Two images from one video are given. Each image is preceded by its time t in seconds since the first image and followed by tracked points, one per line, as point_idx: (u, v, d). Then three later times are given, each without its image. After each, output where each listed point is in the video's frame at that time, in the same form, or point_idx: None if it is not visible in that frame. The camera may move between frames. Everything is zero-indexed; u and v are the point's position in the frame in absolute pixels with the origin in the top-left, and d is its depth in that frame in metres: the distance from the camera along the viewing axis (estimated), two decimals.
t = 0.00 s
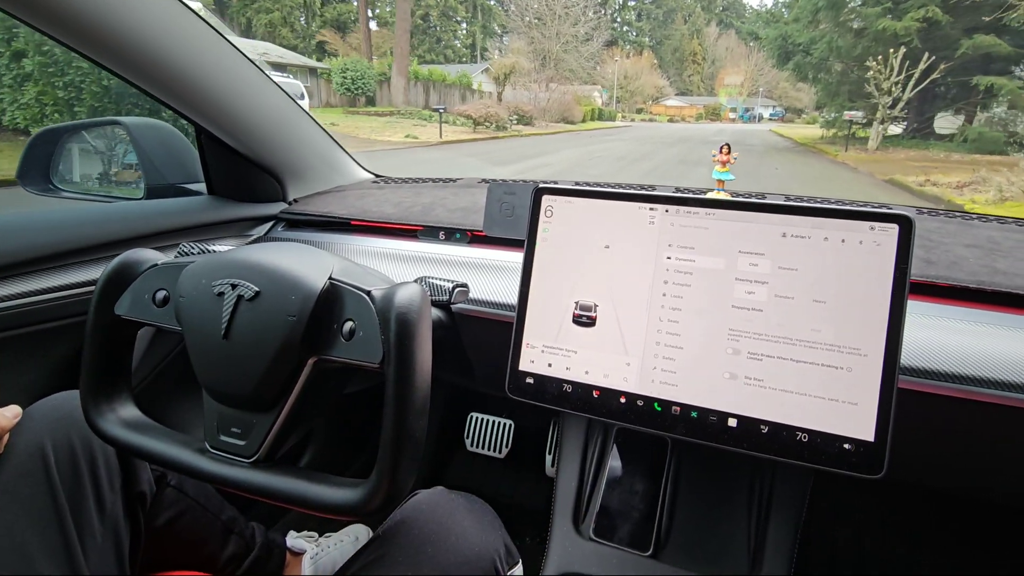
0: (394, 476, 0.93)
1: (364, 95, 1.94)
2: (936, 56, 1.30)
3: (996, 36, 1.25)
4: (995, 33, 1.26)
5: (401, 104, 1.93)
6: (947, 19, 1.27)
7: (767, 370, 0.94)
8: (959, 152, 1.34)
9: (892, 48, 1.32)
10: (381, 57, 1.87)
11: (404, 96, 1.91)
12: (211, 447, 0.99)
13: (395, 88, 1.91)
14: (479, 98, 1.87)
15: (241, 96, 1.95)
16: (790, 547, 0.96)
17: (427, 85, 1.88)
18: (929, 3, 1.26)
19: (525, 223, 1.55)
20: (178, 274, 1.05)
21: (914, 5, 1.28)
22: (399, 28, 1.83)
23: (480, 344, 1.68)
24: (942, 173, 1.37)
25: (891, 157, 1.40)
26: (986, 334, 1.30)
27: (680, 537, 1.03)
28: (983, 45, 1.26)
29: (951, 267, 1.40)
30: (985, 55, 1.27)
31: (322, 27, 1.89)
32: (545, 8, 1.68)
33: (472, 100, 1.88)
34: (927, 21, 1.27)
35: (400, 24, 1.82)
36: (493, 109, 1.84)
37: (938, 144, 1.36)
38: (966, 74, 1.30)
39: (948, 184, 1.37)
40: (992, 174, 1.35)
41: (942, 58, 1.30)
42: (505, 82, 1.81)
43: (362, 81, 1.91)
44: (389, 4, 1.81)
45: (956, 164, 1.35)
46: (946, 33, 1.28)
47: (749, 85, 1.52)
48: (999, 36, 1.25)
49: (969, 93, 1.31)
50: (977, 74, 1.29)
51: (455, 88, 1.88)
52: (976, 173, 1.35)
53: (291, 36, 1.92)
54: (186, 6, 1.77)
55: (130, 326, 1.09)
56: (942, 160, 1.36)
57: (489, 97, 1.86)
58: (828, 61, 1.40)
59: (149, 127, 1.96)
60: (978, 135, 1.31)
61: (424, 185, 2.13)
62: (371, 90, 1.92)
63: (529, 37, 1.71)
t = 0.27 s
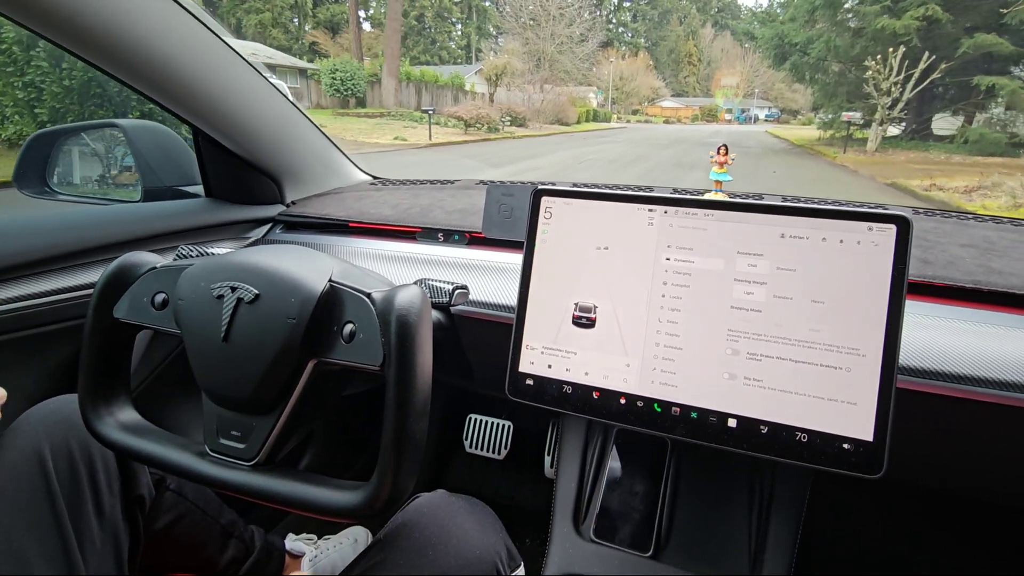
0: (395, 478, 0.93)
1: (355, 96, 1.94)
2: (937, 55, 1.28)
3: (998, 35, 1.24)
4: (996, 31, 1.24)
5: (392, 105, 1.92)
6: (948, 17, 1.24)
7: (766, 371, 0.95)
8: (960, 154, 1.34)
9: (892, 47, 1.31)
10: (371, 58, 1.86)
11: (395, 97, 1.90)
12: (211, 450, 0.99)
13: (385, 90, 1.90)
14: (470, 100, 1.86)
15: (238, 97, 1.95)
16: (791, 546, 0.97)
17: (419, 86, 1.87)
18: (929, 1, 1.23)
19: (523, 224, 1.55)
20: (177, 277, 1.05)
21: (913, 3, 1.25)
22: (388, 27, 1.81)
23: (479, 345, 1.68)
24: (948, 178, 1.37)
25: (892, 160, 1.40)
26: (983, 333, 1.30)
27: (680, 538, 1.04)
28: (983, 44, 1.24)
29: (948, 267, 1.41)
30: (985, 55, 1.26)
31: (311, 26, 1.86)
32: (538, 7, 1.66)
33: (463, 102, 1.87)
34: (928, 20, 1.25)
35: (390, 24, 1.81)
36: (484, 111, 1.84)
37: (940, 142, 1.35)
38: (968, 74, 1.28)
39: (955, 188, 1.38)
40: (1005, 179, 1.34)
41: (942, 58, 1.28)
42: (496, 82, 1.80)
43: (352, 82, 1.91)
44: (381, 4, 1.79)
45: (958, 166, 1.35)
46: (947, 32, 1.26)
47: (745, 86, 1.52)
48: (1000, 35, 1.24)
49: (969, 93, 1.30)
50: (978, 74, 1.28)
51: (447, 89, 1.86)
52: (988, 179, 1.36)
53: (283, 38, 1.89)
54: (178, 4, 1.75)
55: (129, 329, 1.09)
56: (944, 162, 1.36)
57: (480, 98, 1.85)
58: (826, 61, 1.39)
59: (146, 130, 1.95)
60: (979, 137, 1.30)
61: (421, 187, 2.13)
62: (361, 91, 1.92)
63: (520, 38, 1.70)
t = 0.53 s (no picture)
0: (391, 479, 0.93)
1: (347, 97, 1.93)
2: (937, 54, 1.27)
3: (998, 34, 1.23)
4: (994, 30, 1.23)
5: (384, 105, 1.91)
6: (946, 16, 1.24)
7: (760, 370, 0.95)
8: (962, 154, 1.32)
9: (892, 45, 1.30)
10: (362, 58, 1.85)
11: (387, 97, 1.89)
12: (207, 451, 0.99)
13: (376, 90, 1.90)
14: (463, 101, 1.86)
15: (233, 98, 1.95)
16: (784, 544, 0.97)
17: (412, 87, 1.87)
18: None
19: (519, 225, 1.55)
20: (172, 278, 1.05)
21: (912, 2, 1.25)
22: (380, 28, 1.81)
23: (477, 346, 1.69)
24: (953, 180, 1.35)
25: (892, 162, 1.40)
26: (975, 332, 1.31)
27: (675, 538, 1.04)
28: (985, 43, 1.23)
29: (940, 267, 1.42)
30: (986, 53, 1.24)
31: (303, 26, 1.84)
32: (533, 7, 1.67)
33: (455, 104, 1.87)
34: (927, 18, 1.25)
35: (381, 25, 1.80)
36: (476, 112, 1.85)
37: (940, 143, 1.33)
38: (967, 73, 1.27)
39: (960, 191, 1.36)
40: (1014, 182, 1.31)
41: (941, 57, 1.27)
42: (488, 83, 1.80)
43: (343, 83, 1.90)
44: (374, 4, 1.78)
45: (961, 168, 1.33)
46: (946, 31, 1.25)
47: (740, 87, 1.55)
48: (1000, 33, 1.23)
49: (969, 93, 1.28)
50: (978, 73, 1.26)
51: (440, 90, 1.86)
52: (997, 182, 1.33)
53: (272, 39, 1.88)
54: (170, 3, 1.77)
55: (124, 330, 1.09)
56: (945, 164, 1.34)
57: (473, 99, 1.86)
58: (822, 60, 1.41)
59: (142, 131, 1.95)
60: (979, 137, 1.29)
61: (416, 188, 2.14)
62: (353, 92, 1.92)
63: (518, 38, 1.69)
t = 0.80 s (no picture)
0: (387, 479, 0.93)
1: (340, 99, 1.93)
2: (934, 54, 1.29)
3: (997, 33, 1.25)
4: (994, 30, 1.25)
5: (378, 107, 1.91)
6: (945, 16, 1.26)
7: (754, 369, 0.96)
8: (961, 156, 1.34)
9: (889, 45, 1.32)
10: (356, 59, 1.86)
11: (381, 99, 1.90)
12: (202, 453, 0.99)
13: (369, 91, 1.90)
14: (458, 102, 1.86)
15: (229, 99, 1.95)
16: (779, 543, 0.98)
17: (406, 88, 1.87)
18: None
19: (514, 226, 1.56)
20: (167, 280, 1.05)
21: (910, 2, 1.27)
22: (374, 31, 1.82)
23: (472, 347, 1.69)
24: (954, 183, 1.36)
25: (890, 163, 1.40)
26: (967, 331, 1.32)
27: (670, 536, 1.04)
28: (983, 42, 1.25)
29: (933, 266, 1.42)
30: (984, 53, 1.26)
31: (297, 27, 1.85)
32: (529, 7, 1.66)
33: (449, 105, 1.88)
34: (926, 17, 1.27)
35: (374, 25, 1.81)
36: (471, 113, 1.86)
37: (938, 147, 1.35)
38: (965, 73, 1.28)
39: (962, 194, 1.37)
40: (1020, 185, 1.31)
41: (939, 57, 1.29)
42: (483, 83, 1.80)
43: (336, 84, 1.90)
44: (367, 4, 1.80)
45: (962, 169, 1.34)
46: (942, 31, 1.27)
47: (736, 87, 1.55)
48: (999, 33, 1.25)
49: (968, 94, 1.30)
50: (975, 73, 1.28)
51: (434, 92, 1.86)
52: (1002, 185, 1.34)
53: (265, 39, 1.90)
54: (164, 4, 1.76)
55: (119, 332, 1.09)
56: (945, 165, 1.35)
57: (467, 100, 1.86)
58: (819, 61, 1.40)
59: (137, 133, 1.95)
60: (977, 138, 1.30)
61: (412, 189, 2.14)
62: (345, 93, 1.92)
63: (512, 38, 1.69)
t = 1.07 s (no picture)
0: (384, 482, 0.93)
1: (333, 102, 1.96)
2: (932, 56, 1.30)
3: (994, 35, 1.25)
4: (992, 31, 1.25)
5: (372, 110, 1.94)
6: (943, 17, 1.25)
7: (750, 370, 0.96)
8: (959, 158, 1.34)
9: (886, 47, 1.33)
10: (350, 62, 1.87)
11: (376, 102, 1.92)
12: (198, 456, 0.99)
13: (364, 93, 1.92)
14: (452, 104, 1.87)
15: (225, 102, 1.94)
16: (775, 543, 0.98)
17: (401, 90, 1.88)
18: None
19: (511, 228, 1.56)
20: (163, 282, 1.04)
21: (906, 3, 1.27)
22: (369, 36, 1.83)
23: (469, 349, 1.69)
24: (954, 187, 1.37)
25: (888, 165, 1.41)
26: (962, 331, 1.32)
27: (668, 537, 1.04)
28: (981, 43, 1.24)
29: (928, 267, 1.43)
30: (982, 54, 1.26)
31: (292, 30, 1.84)
32: (525, 10, 1.67)
33: (444, 108, 1.87)
34: (922, 18, 1.26)
35: (368, 27, 1.81)
36: (465, 116, 1.86)
37: (935, 150, 1.36)
38: (962, 75, 1.29)
39: (963, 197, 1.38)
40: None
41: (937, 58, 1.29)
42: (477, 86, 1.80)
43: (329, 86, 1.93)
44: (361, 7, 1.78)
45: (960, 171, 1.35)
46: (940, 32, 1.27)
47: (732, 89, 1.56)
48: (996, 35, 1.25)
49: (965, 95, 1.30)
50: (972, 75, 1.28)
51: (429, 94, 1.86)
52: (1005, 190, 1.34)
53: (259, 42, 1.89)
54: (161, 7, 1.76)
55: (115, 335, 1.08)
56: (943, 168, 1.36)
57: (461, 103, 1.87)
58: (815, 62, 1.40)
59: (133, 136, 1.95)
60: (976, 140, 1.31)
61: (408, 191, 2.13)
62: (339, 96, 1.94)
63: (507, 41, 1.70)
